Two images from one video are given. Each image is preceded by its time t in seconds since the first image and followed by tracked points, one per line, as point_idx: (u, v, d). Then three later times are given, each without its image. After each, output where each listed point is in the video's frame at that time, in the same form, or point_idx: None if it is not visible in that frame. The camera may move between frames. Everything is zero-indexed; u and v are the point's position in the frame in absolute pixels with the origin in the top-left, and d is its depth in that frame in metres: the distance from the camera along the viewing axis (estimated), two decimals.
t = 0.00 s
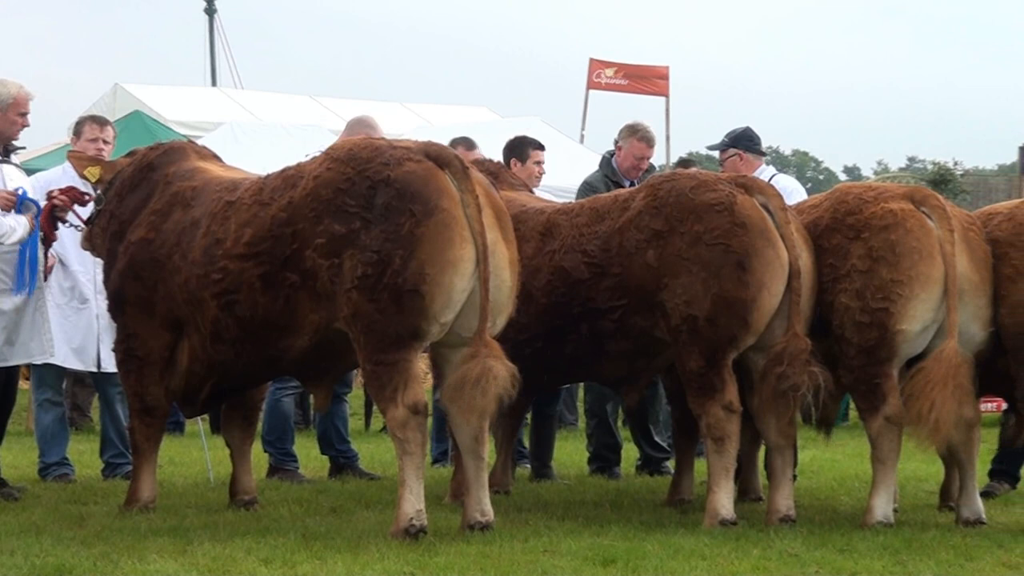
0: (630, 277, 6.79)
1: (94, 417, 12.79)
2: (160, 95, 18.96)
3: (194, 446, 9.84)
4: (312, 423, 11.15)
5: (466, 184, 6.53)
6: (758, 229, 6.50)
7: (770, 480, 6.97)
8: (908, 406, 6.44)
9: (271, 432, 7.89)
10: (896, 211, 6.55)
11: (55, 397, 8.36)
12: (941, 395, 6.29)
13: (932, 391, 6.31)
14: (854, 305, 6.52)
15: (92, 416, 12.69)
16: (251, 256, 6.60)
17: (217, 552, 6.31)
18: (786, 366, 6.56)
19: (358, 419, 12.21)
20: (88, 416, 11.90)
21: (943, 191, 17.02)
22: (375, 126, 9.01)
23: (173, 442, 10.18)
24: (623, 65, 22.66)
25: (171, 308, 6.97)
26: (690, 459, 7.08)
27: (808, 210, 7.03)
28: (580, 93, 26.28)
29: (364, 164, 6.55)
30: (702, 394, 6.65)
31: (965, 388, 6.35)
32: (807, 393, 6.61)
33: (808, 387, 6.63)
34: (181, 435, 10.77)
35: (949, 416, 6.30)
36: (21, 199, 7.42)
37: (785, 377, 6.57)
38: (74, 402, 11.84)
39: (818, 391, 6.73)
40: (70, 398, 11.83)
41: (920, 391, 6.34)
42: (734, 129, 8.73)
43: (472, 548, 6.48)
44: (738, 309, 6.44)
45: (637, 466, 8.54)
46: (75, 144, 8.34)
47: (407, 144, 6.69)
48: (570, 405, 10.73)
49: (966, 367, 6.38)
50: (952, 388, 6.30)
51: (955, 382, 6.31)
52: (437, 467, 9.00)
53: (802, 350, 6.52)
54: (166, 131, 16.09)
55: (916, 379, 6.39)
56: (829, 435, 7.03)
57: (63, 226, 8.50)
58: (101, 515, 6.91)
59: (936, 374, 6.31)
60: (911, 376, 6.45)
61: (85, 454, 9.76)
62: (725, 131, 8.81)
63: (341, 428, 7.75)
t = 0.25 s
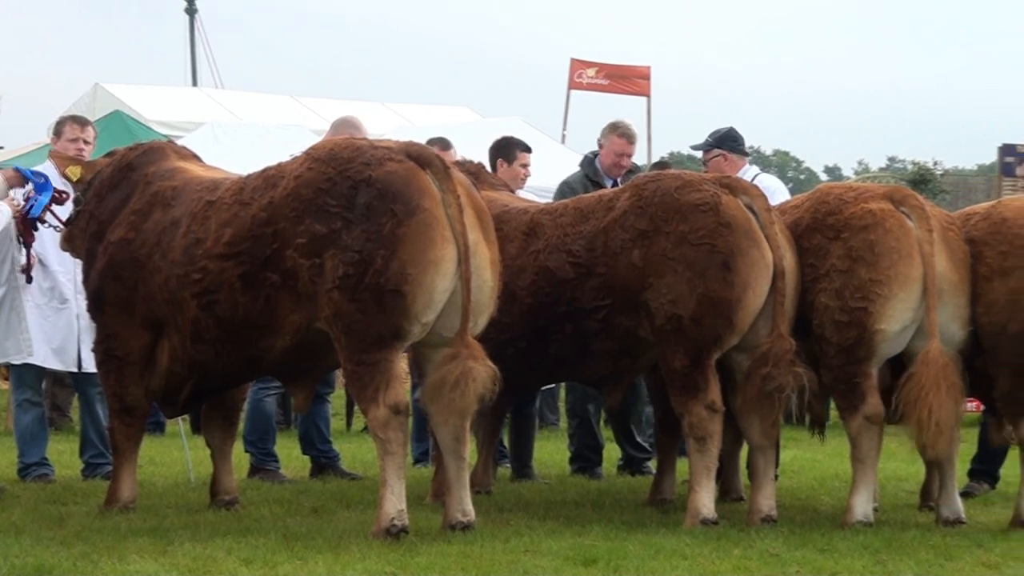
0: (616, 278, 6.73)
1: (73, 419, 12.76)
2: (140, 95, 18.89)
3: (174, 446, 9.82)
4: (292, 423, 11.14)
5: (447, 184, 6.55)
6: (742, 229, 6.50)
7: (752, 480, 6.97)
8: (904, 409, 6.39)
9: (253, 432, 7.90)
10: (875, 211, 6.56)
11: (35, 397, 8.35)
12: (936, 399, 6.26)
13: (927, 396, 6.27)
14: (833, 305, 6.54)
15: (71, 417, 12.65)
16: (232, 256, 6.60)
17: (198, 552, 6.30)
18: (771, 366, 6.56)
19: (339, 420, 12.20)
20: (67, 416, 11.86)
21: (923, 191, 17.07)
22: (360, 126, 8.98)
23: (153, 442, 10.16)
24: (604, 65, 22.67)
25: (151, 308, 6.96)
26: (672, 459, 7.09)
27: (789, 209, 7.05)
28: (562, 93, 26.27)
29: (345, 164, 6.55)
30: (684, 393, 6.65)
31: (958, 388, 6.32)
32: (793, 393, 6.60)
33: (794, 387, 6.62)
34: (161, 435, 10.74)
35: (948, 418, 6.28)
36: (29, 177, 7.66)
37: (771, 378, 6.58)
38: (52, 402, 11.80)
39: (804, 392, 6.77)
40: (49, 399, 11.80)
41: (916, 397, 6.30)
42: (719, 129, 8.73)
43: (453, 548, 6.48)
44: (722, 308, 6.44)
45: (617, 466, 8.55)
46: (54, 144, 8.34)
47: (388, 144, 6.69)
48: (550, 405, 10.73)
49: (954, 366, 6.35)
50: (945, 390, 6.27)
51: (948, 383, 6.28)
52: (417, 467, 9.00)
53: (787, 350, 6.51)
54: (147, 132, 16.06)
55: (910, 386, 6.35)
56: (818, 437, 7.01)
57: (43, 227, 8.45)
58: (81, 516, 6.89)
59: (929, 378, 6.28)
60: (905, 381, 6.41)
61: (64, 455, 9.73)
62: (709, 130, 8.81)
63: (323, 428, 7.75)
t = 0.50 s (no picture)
0: (600, 279, 6.70)
1: (53, 419, 12.73)
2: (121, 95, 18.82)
3: (154, 446, 9.82)
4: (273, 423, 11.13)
5: (429, 184, 6.55)
6: (725, 230, 6.48)
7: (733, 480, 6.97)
8: (892, 411, 6.40)
9: (235, 432, 7.90)
10: (854, 211, 6.58)
11: (15, 397, 8.32)
12: (924, 399, 6.26)
13: (915, 397, 6.26)
14: (812, 305, 6.56)
15: (51, 418, 12.63)
16: (212, 256, 6.59)
17: (178, 552, 6.29)
18: (758, 367, 6.53)
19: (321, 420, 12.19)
20: (47, 416, 11.84)
21: (903, 191, 17.13)
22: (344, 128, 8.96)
23: (133, 442, 10.16)
24: (585, 65, 22.69)
25: (132, 308, 6.95)
26: (654, 459, 7.09)
27: (769, 209, 7.06)
28: (545, 92, 26.28)
29: (326, 164, 6.55)
30: (667, 393, 6.65)
31: (943, 384, 6.33)
32: (780, 393, 6.55)
33: (781, 387, 6.57)
34: (142, 435, 10.72)
35: (938, 415, 6.29)
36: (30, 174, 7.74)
37: (759, 379, 6.54)
38: (33, 402, 11.79)
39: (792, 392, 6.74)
40: (29, 399, 11.78)
41: (905, 399, 6.29)
42: (705, 128, 8.74)
43: (435, 548, 6.49)
44: (705, 308, 6.43)
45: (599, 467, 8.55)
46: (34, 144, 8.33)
47: (370, 144, 6.69)
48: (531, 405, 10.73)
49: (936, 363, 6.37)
50: (932, 389, 6.27)
51: (933, 381, 6.29)
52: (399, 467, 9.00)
53: (773, 350, 6.47)
54: (128, 132, 16.04)
55: (896, 388, 6.34)
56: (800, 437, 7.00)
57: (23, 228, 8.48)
58: (61, 516, 6.88)
59: (914, 378, 6.28)
60: (890, 383, 6.40)
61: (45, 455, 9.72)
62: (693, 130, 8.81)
63: (306, 428, 7.76)
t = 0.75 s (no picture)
0: (581, 280, 6.69)
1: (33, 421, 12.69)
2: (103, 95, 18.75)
3: (135, 447, 9.80)
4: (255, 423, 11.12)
5: (411, 184, 6.55)
6: (706, 231, 6.49)
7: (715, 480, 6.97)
8: (862, 410, 6.44)
9: (219, 432, 7.88)
10: (835, 212, 6.60)
11: None
12: (894, 399, 6.30)
13: (884, 396, 6.31)
14: (793, 305, 6.57)
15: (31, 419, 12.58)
16: (194, 257, 6.58)
17: (159, 553, 6.28)
18: (738, 368, 6.52)
19: (303, 420, 12.17)
20: (26, 418, 11.82)
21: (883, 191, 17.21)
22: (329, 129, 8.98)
23: (113, 443, 10.14)
24: (568, 65, 22.71)
25: (112, 308, 6.93)
26: (636, 459, 7.09)
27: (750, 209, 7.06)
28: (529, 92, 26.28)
29: (309, 165, 6.55)
30: (648, 393, 6.65)
31: (915, 388, 6.38)
32: (760, 393, 6.54)
33: (762, 387, 6.56)
34: (122, 436, 10.70)
35: (905, 416, 6.31)
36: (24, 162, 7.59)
37: (739, 379, 6.54)
38: (12, 403, 11.76)
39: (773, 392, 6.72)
40: (9, 400, 11.75)
41: (874, 398, 6.33)
42: (684, 129, 8.78)
43: (417, 549, 6.49)
44: (686, 309, 6.43)
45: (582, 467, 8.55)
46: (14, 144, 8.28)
47: (352, 145, 6.69)
48: (513, 406, 10.73)
49: (911, 367, 6.41)
50: (903, 390, 6.31)
51: (905, 383, 6.33)
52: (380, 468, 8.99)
53: (753, 351, 6.47)
54: (108, 132, 16.00)
55: (867, 387, 6.39)
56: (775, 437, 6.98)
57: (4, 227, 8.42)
58: (41, 517, 6.87)
59: (886, 378, 6.33)
60: (862, 383, 6.45)
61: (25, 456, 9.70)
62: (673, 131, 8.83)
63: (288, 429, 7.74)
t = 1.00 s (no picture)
0: (554, 282, 6.70)
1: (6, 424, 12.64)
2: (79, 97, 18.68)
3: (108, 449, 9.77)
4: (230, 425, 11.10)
5: (386, 186, 6.56)
6: (680, 233, 6.50)
7: (689, 481, 6.98)
8: (827, 408, 6.52)
9: (198, 433, 7.85)
10: (809, 213, 6.61)
11: None
12: (858, 398, 6.39)
13: (850, 395, 6.40)
14: (767, 306, 6.58)
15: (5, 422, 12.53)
16: (168, 259, 6.57)
17: (133, 555, 6.27)
18: (707, 369, 6.55)
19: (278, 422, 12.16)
20: None
21: (858, 193, 17.31)
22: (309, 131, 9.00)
23: (86, 445, 10.11)
24: (544, 67, 22.75)
25: (84, 310, 6.92)
26: (611, 460, 7.09)
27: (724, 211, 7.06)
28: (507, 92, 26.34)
29: (283, 166, 6.54)
30: (623, 395, 6.66)
31: (882, 389, 6.46)
32: (728, 396, 6.55)
33: (730, 390, 6.56)
34: (96, 438, 10.66)
35: (868, 416, 6.39)
36: None
37: (708, 380, 6.55)
38: None
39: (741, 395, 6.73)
40: None
41: (839, 396, 6.43)
42: (656, 131, 8.80)
43: (391, 550, 6.50)
44: (660, 310, 6.44)
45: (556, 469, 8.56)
46: None
47: (327, 146, 6.68)
48: (487, 407, 10.73)
49: (879, 368, 6.49)
50: (869, 390, 6.40)
51: (871, 384, 6.41)
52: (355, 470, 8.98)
53: (724, 352, 6.51)
54: (81, 134, 15.96)
55: (833, 386, 6.47)
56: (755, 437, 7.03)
57: None
58: (14, 519, 6.85)
59: (853, 377, 6.42)
60: (828, 381, 6.53)
61: None
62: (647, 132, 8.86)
63: (265, 431, 7.73)
